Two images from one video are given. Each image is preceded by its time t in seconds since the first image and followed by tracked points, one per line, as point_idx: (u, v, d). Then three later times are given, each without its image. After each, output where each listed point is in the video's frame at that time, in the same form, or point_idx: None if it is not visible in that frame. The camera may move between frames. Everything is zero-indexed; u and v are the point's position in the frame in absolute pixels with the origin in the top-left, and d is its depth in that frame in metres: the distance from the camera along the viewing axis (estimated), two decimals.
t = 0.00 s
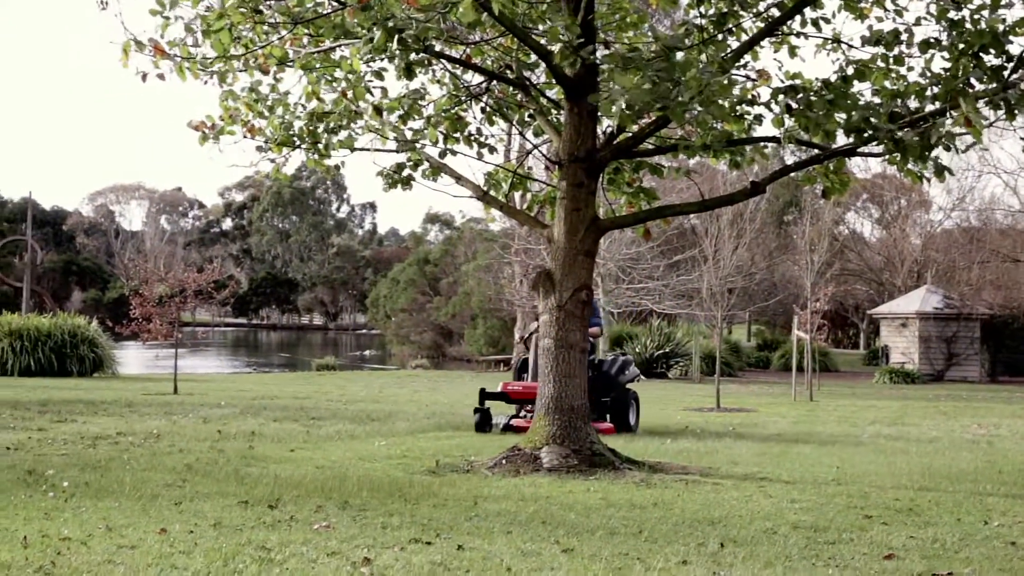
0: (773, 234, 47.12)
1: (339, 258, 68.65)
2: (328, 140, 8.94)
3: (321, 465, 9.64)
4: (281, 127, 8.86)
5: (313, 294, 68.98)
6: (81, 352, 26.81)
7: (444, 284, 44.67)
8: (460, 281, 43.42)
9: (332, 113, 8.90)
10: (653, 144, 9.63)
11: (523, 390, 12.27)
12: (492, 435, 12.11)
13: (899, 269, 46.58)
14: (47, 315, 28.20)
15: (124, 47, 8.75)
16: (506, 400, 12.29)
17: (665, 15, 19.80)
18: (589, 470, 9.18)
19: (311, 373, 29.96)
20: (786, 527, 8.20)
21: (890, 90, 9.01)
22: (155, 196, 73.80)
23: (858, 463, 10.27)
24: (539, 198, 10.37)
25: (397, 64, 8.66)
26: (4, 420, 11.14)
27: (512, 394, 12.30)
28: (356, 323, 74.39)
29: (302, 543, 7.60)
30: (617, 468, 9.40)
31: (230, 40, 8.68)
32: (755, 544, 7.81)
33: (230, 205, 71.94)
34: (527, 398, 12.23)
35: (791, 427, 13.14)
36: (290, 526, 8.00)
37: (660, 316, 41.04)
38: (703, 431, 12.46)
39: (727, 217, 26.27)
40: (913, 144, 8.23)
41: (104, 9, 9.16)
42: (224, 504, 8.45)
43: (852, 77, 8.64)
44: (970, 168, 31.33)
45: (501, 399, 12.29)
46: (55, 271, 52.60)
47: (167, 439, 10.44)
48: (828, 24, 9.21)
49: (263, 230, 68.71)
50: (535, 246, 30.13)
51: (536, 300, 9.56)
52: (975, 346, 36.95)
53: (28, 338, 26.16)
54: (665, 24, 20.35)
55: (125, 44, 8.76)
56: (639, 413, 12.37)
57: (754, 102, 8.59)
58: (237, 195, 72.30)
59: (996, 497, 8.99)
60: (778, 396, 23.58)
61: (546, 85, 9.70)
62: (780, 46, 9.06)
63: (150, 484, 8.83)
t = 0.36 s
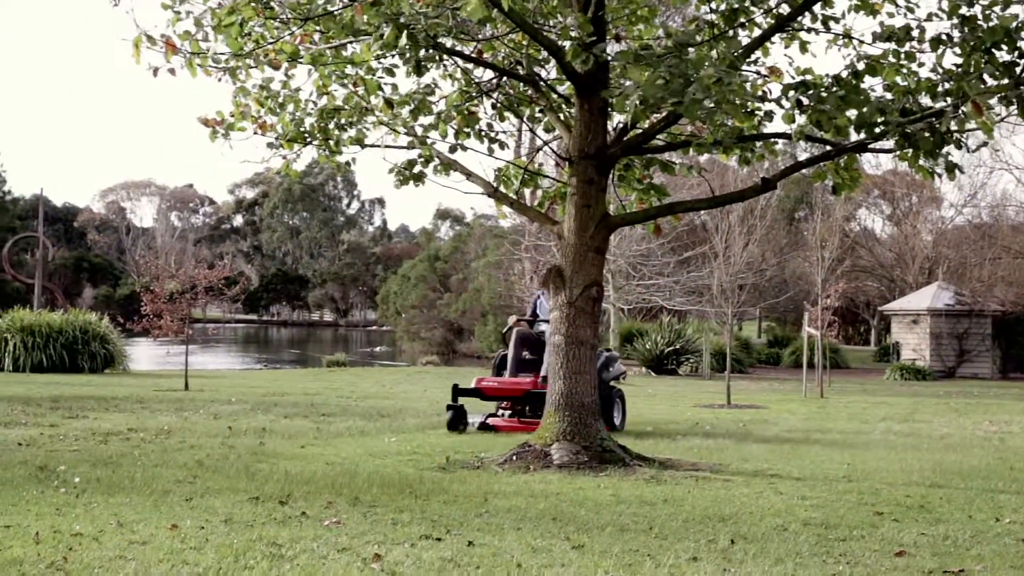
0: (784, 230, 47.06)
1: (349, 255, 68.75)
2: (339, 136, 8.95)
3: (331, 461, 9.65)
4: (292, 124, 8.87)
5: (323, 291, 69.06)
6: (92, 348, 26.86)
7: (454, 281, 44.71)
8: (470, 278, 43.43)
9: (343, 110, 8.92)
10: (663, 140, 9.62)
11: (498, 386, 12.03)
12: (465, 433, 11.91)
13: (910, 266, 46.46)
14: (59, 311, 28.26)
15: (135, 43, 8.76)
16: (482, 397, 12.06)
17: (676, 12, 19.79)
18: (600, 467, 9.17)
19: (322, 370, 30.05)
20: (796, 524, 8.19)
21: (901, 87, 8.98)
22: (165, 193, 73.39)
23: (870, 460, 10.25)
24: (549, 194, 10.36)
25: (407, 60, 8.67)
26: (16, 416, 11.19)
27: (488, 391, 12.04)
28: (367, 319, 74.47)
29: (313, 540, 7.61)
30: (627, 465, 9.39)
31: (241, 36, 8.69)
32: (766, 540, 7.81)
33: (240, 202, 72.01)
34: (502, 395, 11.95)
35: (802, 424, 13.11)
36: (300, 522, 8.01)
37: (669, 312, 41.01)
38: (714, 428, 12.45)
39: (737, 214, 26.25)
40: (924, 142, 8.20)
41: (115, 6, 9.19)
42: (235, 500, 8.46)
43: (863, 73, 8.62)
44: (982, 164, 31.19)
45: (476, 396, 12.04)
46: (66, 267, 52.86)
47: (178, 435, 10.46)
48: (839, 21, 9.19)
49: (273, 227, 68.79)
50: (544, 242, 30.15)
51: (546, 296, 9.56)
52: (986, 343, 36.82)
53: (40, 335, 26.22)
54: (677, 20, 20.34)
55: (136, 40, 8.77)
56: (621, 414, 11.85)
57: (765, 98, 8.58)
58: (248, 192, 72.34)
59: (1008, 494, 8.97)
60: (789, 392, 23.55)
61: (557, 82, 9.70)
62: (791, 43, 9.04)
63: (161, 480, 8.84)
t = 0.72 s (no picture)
0: (793, 226, 46.98)
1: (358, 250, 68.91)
2: (348, 132, 8.95)
3: (340, 456, 9.67)
4: (301, 120, 8.88)
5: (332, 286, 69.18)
6: (102, 344, 26.92)
7: (463, 276, 44.77)
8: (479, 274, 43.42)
9: (351, 106, 8.93)
10: (672, 135, 9.60)
11: (464, 382, 11.47)
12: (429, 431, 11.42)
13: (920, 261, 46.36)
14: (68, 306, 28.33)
15: (144, 40, 8.77)
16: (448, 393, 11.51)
17: (684, 7, 19.82)
18: (609, 462, 9.16)
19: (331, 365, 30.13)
20: (805, 520, 8.18)
21: (911, 82, 8.96)
22: (174, 188, 74.02)
23: (878, 456, 10.24)
24: (558, 189, 10.36)
25: (416, 55, 8.67)
26: (27, 411, 11.22)
27: (454, 387, 11.49)
28: (376, 315, 74.60)
29: (322, 534, 7.63)
30: (636, 460, 9.38)
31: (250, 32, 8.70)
32: (775, 535, 7.81)
33: (250, 197, 72.03)
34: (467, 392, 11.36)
35: (810, 419, 13.10)
36: (309, 517, 8.03)
37: (678, 307, 41.00)
38: (722, 423, 12.44)
39: (746, 209, 26.25)
40: (935, 138, 8.18)
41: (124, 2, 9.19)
42: (244, 495, 8.48)
43: (874, 68, 8.60)
44: (993, 158, 31.09)
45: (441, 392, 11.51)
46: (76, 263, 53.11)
47: (188, 430, 10.48)
48: (848, 16, 9.17)
49: (283, 222, 68.80)
50: (552, 237, 30.15)
51: (555, 291, 9.56)
52: (996, 338, 36.72)
53: (50, 330, 26.30)
54: (686, 15, 20.34)
55: (145, 37, 8.78)
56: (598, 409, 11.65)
57: (774, 93, 8.58)
58: (256, 187, 72.32)
59: (1018, 490, 8.95)
60: (799, 388, 23.55)
61: (566, 76, 9.68)
62: (801, 38, 9.02)
63: (170, 475, 8.87)
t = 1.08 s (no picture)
0: (803, 219, 46.89)
1: (368, 243, 69.47)
2: (358, 125, 8.95)
3: (351, 449, 9.69)
4: (311, 113, 8.88)
5: (342, 279, 69.27)
6: (113, 336, 26.98)
7: (473, 269, 44.83)
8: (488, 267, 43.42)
9: (361, 99, 8.93)
10: (683, 128, 9.58)
11: (430, 375, 10.90)
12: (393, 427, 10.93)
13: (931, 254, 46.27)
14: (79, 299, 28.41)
15: (154, 34, 8.77)
16: (413, 386, 11.01)
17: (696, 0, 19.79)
18: (619, 455, 9.16)
19: (340, 358, 30.20)
20: (815, 513, 8.18)
21: (923, 75, 8.93)
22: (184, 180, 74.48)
23: (888, 449, 10.23)
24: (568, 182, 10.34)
25: (426, 49, 8.66)
26: (38, 403, 11.27)
27: (419, 380, 10.99)
28: (385, 308, 74.73)
29: (332, 527, 7.66)
30: (646, 453, 9.38)
31: (260, 26, 8.70)
32: (785, 528, 7.82)
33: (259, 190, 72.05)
34: (433, 385, 10.86)
35: (821, 412, 13.10)
36: (320, 509, 8.04)
37: (688, 300, 41.00)
38: (732, 416, 12.43)
39: (755, 203, 26.21)
40: (947, 132, 8.14)
41: None
42: (255, 488, 8.50)
43: (885, 61, 8.56)
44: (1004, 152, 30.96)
45: (406, 386, 11.01)
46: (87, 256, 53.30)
47: (198, 423, 10.49)
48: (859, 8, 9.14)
49: (292, 215, 68.84)
50: (563, 231, 30.16)
51: (565, 285, 9.56)
52: (1008, 332, 36.59)
53: (60, 323, 26.39)
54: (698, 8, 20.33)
55: (156, 31, 8.78)
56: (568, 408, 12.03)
57: (785, 86, 8.56)
58: (266, 180, 72.31)
59: None
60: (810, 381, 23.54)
61: (576, 70, 9.66)
62: (812, 30, 9.00)
63: (182, 468, 8.89)
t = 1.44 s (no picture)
0: (819, 212, 46.82)
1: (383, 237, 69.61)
2: (372, 119, 8.95)
3: (365, 442, 9.70)
4: (325, 107, 8.88)
5: (357, 272, 69.41)
6: (129, 329, 27.10)
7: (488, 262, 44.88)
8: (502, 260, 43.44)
9: (376, 93, 8.93)
10: (697, 121, 9.55)
11: (406, 370, 10.45)
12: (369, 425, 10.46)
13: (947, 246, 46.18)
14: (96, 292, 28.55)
15: (169, 29, 8.78)
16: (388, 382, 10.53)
17: None
18: (633, 448, 9.16)
19: (355, 351, 30.28)
20: (830, 506, 8.18)
21: (939, 66, 8.89)
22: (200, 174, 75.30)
23: (904, 442, 10.21)
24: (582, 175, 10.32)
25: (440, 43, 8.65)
26: (56, 396, 11.33)
27: (394, 375, 10.50)
28: (399, 301, 74.85)
29: (347, 519, 7.67)
30: (661, 446, 9.37)
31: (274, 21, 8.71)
32: (800, 522, 7.81)
33: (274, 183, 72.18)
34: (409, 380, 10.38)
35: (836, 406, 13.07)
36: (335, 502, 8.07)
37: (702, 294, 40.96)
38: (746, 410, 12.42)
39: (770, 197, 26.16)
40: (964, 124, 8.12)
41: None
42: (270, 480, 8.53)
43: (902, 53, 8.53)
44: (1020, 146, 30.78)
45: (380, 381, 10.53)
46: (103, 249, 53.56)
47: (213, 415, 10.53)
48: None
49: (307, 208, 68.92)
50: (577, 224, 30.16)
51: (580, 278, 9.56)
52: None
53: (76, 316, 26.52)
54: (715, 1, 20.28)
55: (171, 26, 8.79)
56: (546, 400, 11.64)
57: (801, 79, 8.54)
58: (281, 174, 72.42)
59: None
60: (825, 375, 23.51)
61: (590, 63, 9.64)
62: (827, 23, 8.96)
63: (197, 460, 8.92)
